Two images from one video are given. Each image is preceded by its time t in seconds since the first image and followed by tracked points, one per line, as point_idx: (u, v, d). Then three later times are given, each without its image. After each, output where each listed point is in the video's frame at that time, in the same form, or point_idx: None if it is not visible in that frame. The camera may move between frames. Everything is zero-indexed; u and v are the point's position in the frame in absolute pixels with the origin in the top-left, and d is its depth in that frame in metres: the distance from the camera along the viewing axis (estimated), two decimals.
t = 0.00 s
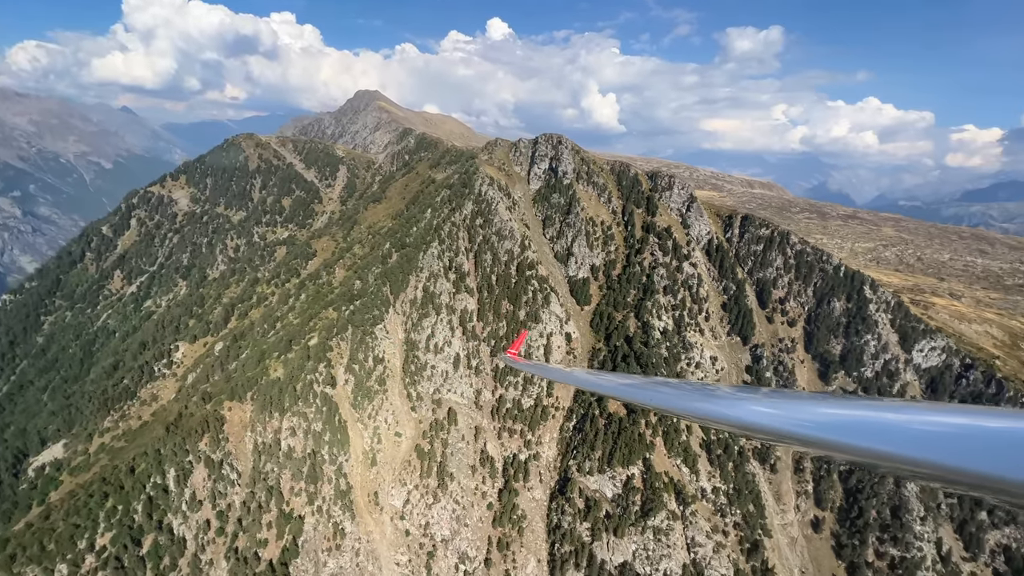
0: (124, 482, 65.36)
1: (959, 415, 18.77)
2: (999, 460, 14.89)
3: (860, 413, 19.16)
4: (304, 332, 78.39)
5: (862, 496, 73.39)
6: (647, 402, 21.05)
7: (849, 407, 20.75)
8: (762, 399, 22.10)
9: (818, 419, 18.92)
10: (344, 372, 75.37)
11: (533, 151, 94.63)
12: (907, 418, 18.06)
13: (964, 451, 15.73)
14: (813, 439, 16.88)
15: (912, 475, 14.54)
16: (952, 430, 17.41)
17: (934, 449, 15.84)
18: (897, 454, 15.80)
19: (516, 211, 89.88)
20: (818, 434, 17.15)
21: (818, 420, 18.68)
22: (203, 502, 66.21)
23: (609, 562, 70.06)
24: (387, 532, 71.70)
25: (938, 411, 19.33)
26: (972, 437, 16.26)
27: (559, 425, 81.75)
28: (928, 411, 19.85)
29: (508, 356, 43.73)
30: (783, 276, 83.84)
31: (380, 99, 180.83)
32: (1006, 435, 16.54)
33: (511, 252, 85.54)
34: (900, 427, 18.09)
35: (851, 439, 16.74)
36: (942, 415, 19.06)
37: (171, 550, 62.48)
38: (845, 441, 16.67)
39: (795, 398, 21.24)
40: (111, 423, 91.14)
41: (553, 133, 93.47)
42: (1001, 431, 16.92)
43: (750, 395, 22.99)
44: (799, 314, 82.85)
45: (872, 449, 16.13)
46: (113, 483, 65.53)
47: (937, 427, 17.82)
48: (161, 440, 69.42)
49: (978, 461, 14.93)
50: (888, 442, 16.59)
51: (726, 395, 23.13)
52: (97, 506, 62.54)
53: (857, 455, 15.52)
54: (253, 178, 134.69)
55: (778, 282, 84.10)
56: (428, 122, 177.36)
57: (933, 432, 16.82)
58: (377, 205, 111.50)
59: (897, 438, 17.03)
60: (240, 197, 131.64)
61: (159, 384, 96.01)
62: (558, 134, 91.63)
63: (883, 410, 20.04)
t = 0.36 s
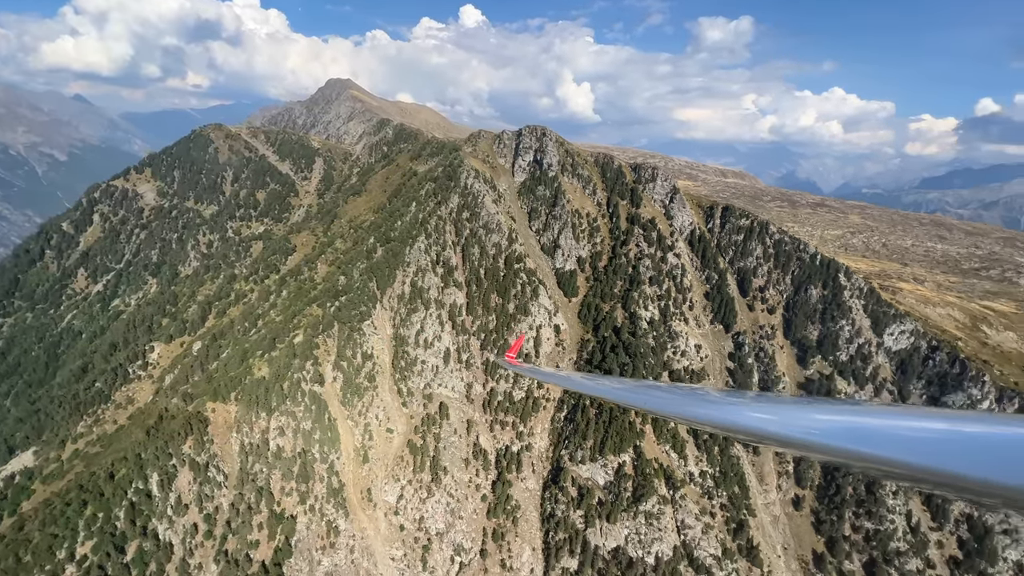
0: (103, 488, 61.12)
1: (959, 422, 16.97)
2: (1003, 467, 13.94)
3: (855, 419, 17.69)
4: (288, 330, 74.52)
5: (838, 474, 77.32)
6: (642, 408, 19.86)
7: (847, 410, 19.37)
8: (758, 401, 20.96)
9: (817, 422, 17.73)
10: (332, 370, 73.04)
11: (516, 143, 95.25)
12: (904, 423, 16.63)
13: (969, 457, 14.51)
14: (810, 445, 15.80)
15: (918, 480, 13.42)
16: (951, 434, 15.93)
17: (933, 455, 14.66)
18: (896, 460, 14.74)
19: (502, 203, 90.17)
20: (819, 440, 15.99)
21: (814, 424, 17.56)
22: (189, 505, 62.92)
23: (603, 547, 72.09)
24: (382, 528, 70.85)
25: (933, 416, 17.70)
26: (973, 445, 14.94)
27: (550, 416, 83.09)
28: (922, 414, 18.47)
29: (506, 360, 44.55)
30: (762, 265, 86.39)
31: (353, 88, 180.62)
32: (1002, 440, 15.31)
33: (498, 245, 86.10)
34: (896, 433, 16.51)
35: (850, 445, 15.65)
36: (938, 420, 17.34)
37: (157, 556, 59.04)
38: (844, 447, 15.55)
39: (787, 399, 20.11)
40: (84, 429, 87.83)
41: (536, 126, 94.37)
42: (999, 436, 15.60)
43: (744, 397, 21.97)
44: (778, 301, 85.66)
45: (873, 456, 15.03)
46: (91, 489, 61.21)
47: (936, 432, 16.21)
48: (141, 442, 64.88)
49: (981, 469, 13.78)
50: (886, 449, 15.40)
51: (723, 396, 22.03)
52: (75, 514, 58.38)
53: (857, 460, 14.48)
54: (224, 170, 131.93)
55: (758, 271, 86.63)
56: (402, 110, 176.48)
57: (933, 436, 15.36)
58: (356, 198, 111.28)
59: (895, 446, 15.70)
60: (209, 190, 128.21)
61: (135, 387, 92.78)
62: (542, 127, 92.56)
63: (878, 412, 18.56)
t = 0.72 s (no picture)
0: (83, 495, 59.82)
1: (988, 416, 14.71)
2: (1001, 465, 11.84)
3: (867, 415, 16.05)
4: (271, 327, 72.54)
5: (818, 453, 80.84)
6: (647, 408, 19.87)
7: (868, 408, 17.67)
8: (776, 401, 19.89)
9: (821, 420, 16.46)
10: (320, 366, 71.93)
11: (500, 135, 95.34)
12: (914, 418, 14.75)
13: (970, 452, 12.50)
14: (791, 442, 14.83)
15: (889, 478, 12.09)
16: (968, 427, 13.83)
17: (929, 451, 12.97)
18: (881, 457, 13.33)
19: (488, 195, 90.24)
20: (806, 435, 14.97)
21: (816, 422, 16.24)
22: (176, 509, 61.25)
23: (596, 532, 73.94)
24: (376, 523, 70.73)
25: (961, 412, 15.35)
26: (978, 438, 12.85)
27: (542, 406, 84.21)
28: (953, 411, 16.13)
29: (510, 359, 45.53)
30: (744, 254, 88.86)
31: (325, 78, 177.54)
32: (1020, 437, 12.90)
33: (487, 238, 86.42)
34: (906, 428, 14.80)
35: (837, 443, 14.28)
36: (962, 416, 15.11)
37: (145, 561, 57.75)
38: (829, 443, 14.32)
39: (796, 398, 18.56)
40: (58, 434, 84.17)
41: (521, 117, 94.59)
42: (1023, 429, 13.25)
43: (766, 397, 20.99)
44: (759, 289, 88.19)
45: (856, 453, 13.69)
46: (70, 497, 59.82)
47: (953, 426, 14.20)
48: (121, 448, 63.06)
49: (971, 465, 11.91)
50: (880, 447, 13.80)
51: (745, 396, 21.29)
52: (55, 523, 57.13)
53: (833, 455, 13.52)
54: (194, 162, 128.14)
55: (740, 260, 89.09)
56: (376, 99, 173.81)
57: (935, 432, 13.47)
58: (337, 191, 110.37)
59: (892, 442, 14.07)
60: (180, 184, 124.27)
61: (111, 390, 89.48)
62: (526, 118, 92.81)
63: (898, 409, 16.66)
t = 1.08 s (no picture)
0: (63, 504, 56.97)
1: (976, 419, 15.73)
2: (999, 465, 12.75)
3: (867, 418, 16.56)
4: (255, 325, 70.36)
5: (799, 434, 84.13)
6: (643, 404, 19.43)
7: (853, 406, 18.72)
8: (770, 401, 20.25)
9: (817, 420, 17.10)
10: (308, 364, 70.07)
11: (484, 126, 95.01)
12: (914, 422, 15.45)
13: (969, 452, 13.53)
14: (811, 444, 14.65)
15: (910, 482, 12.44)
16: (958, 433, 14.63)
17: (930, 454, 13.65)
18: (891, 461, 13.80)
19: (474, 187, 90.00)
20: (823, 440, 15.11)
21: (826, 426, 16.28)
22: (163, 513, 59.23)
23: (590, 519, 76.13)
24: (371, 519, 69.92)
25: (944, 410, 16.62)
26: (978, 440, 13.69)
27: (534, 397, 85.07)
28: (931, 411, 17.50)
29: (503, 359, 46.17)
30: (726, 243, 91.04)
31: (295, 66, 173.28)
32: (992, 437, 13.98)
33: (475, 231, 86.45)
34: (898, 431, 15.68)
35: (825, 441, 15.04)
36: (944, 415, 16.01)
37: (132, 568, 55.68)
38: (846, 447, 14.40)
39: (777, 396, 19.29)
40: (29, 442, 80.39)
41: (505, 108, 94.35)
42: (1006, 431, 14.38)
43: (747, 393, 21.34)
44: (741, 277, 90.52)
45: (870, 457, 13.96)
46: (47, 506, 56.82)
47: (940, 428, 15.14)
48: (102, 453, 60.47)
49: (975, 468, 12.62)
50: (887, 448, 14.38)
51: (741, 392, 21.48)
52: (33, 533, 54.11)
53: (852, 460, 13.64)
54: (161, 154, 123.21)
55: (722, 249, 91.23)
56: (349, 87, 170.19)
57: (932, 431, 14.51)
58: (317, 183, 108.64)
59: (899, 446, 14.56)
60: (147, 177, 119.41)
61: (84, 393, 85.95)
62: (511, 109, 92.61)
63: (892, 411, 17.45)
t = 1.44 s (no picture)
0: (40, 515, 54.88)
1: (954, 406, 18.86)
2: (995, 456, 15.61)
3: (863, 408, 19.42)
4: (239, 325, 68.83)
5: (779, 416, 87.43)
6: (655, 402, 21.94)
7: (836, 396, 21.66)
8: (763, 390, 23.29)
9: (805, 407, 19.97)
10: (294, 363, 68.67)
11: (467, 117, 94.33)
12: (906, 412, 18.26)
13: (941, 438, 16.50)
14: (833, 442, 16.99)
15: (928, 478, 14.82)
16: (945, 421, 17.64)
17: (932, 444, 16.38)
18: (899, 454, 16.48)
19: (458, 180, 89.76)
20: (828, 430, 17.83)
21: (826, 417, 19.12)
22: (148, 519, 57.47)
23: (583, 506, 78.60)
24: (365, 515, 69.35)
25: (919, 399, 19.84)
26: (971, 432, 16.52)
27: (525, 389, 85.58)
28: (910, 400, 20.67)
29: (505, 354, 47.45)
30: (708, 232, 92.92)
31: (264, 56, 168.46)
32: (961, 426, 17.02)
33: (461, 224, 86.35)
34: (886, 418, 18.63)
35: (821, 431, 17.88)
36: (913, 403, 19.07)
37: None
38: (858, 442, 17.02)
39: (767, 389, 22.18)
40: None
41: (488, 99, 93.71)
42: (989, 419, 17.51)
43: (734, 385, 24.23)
44: (723, 266, 92.70)
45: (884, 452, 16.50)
46: (23, 518, 54.56)
47: (922, 417, 18.14)
48: (78, 462, 58.18)
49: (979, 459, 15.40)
50: (882, 437, 17.19)
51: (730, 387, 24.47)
52: (8, 547, 52.24)
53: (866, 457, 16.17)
54: (124, 146, 117.50)
55: (705, 238, 93.05)
56: (320, 76, 165.88)
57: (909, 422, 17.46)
58: (295, 176, 106.27)
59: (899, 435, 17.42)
60: (110, 171, 113.73)
61: (56, 399, 82.52)
62: (494, 100, 92.06)
63: (875, 400, 20.65)
